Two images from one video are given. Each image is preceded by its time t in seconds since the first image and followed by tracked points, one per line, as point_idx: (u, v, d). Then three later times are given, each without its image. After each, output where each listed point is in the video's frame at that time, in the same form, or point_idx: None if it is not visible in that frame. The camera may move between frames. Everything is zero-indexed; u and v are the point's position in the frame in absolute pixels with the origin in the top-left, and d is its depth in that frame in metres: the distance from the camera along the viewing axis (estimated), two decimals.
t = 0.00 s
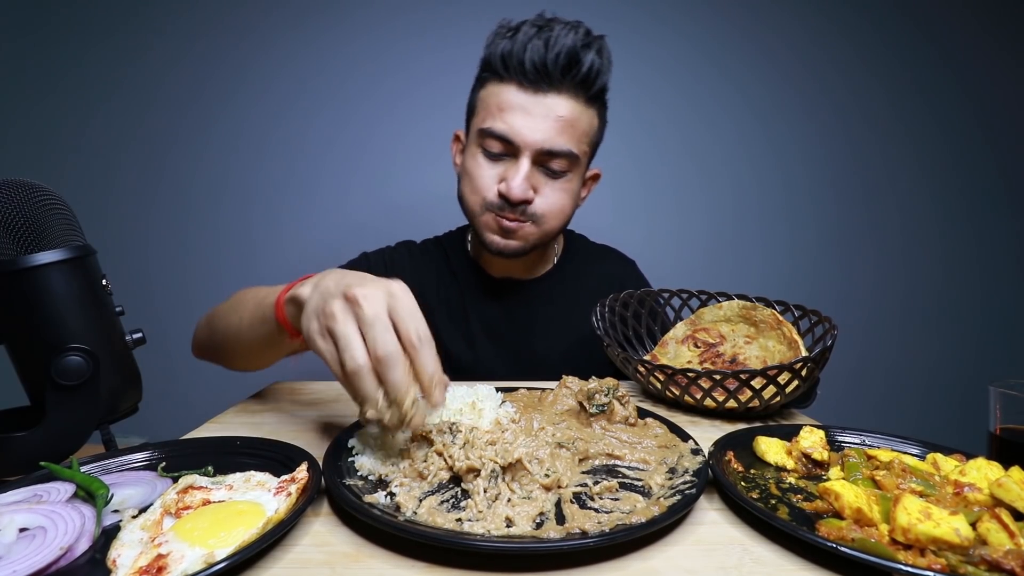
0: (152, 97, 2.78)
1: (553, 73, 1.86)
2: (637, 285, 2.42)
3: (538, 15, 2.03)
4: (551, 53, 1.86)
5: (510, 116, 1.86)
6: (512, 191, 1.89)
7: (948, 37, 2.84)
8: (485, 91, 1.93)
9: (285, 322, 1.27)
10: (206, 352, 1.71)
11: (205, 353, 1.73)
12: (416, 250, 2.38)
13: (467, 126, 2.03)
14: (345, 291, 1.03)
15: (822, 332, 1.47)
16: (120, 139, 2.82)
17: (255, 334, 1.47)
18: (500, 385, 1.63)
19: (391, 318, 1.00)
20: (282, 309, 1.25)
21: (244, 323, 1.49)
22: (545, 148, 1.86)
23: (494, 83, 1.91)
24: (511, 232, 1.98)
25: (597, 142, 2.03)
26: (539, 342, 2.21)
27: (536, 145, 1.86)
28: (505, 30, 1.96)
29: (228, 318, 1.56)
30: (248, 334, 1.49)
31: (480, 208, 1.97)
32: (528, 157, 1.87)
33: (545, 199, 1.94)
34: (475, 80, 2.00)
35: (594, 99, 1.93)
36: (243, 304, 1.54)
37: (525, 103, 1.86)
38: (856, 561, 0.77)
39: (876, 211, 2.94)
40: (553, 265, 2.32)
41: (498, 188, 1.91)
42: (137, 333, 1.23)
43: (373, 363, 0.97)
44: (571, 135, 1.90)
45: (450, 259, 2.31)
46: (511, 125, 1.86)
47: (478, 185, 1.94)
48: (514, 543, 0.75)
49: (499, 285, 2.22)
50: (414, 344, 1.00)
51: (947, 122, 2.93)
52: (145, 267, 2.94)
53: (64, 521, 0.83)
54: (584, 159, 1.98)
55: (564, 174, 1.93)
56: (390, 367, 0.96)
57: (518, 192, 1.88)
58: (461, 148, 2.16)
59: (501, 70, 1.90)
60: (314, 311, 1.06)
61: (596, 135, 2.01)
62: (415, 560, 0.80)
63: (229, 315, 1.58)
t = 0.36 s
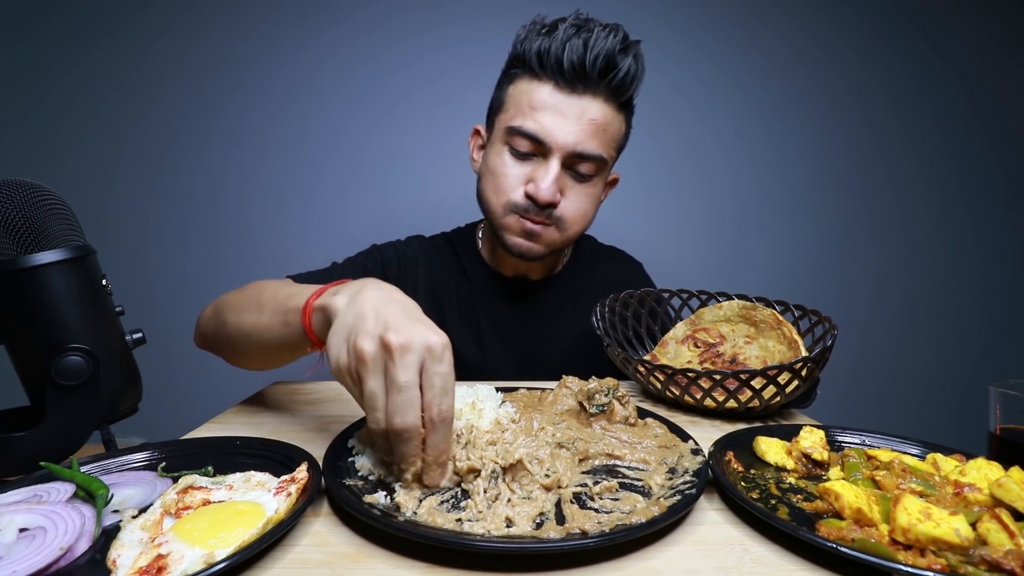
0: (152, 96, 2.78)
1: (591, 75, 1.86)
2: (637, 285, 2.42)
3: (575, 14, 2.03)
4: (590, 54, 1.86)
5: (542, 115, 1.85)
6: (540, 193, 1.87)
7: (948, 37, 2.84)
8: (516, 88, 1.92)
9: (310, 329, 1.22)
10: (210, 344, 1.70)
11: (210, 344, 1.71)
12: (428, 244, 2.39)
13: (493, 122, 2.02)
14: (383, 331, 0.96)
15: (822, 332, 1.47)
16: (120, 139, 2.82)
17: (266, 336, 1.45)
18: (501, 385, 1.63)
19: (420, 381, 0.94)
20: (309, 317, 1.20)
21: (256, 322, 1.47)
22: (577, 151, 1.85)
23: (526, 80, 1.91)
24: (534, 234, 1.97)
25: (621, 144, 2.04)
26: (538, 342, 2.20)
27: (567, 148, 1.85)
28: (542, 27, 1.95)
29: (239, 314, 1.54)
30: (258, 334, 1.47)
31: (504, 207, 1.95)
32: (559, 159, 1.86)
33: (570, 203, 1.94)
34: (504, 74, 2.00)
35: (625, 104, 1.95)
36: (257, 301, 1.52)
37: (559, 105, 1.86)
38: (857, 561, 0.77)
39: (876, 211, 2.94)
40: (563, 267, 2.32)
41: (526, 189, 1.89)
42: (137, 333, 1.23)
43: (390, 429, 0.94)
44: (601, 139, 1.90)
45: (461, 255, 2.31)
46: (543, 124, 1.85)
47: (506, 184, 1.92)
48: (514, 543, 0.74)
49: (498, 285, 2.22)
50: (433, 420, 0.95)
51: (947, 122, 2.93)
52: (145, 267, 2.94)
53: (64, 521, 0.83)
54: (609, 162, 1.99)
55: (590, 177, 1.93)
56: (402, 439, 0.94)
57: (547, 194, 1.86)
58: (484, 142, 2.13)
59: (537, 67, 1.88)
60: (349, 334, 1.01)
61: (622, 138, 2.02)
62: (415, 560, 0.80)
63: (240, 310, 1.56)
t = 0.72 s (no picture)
0: (152, 97, 2.78)
1: (602, 74, 1.86)
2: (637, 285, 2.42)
3: (583, 11, 2.02)
4: (602, 53, 1.85)
5: (553, 118, 1.85)
6: (552, 196, 1.87)
7: (949, 37, 2.84)
8: (524, 88, 1.91)
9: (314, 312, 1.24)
10: (216, 354, 1.70)
11: (216, 355, 1.71)
12: (428, 244, 2.39)
13: (500, 123, 2.00)
14: (392, 279, 0.96)
15: (822, 332, 1.47)
16: (120, 139, 2.82)
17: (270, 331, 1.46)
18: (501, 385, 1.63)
19: (446, 305, 0.94)
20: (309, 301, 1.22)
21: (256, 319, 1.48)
22: (588, 152, 1.86)
23: (536, 80, 1.89)
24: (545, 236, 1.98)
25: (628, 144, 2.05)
26: (538, 343, 2.20)
27: (578, 149, 1.85)
28: (550, 26, 1.94)
29: (239, 316, 1.54)
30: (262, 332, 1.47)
31: (515, 211, 1.95)
32: (570, 161, 1.86)
33: (581, 202, 1.95)
34: (511, 72, 1.98)
35: (632, 104, 1.96)
36: (254, 300, 1.52)
37: (570, 106, 1.85)
38: (857, 562, 0.77)
39: (876, 211, 2.95)
40: (566, 268, 2.32)
41: (538, 191, 1.89)
42: (137, 333, 1.23)
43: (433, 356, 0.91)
44: (611, 139, 1.91)
45: (462, 251, 2.32)
46: (553, 125, 1.84)
47: (517, 186, 1.91)
48: (515, 543, 0.74)
49: (499, 285, 2.22)
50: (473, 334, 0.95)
51: (947, 122, 2.93)
52: (145, 267, 2.94)
53: (64, 521, 0.83)
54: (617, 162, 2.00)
55: (599, 177, 1.94)
56: (449, 361, 0.91)
57: (560, 196, 1.87)
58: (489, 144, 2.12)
59: (546, 68, 1.88)
60: (357, 299, 0.98)
61: (628, 138, 2.03)
62: (415, 560, 0.80)
63: (239, 311, 1.56)
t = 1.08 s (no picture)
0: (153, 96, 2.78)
1: (580, 63, 1.89)
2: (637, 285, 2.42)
3: (545, 7, 2.04)
4: (576, 43, 1.89)
5: (542, 114, 1.86)
6: (558, 189, 1.87)
7: (948, 37, 2.84)
8: (506, 91, 1.91)
9: (314, 324, 1.24)
10: (215, 360, 1.70)
11: (215, 361, 1.72)
12: (426, 245, 2.39)
13: (485, 129, 2.00)
14: (386, 317, 0.99)
15: (822, 332, 1.46)
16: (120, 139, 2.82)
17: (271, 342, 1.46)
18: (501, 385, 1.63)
19: (425, 362, 0.96)
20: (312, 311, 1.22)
21: (259, 329, 1.49)
22: (583, 141, 1.86)
23: (516, 81, 1.90)
24: (557, 230, 1.97)
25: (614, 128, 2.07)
26: (538, 342, 2.21)
27: (573, 139, 1.85)
28: (518, 25, 1.94)
29: (242, 324, 1.55)
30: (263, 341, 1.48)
31: (522, 212, 1.94)
32: (567, 152, 1.87)
33: (586, 192, 1.94)
34: (488, 79, 1.98)
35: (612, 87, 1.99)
36: (258, 309, 1.53)
37: (557, 99, 1.87)
38: (857, 561, 0.77)
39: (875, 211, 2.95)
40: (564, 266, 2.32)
41: (542, 188, 1.89)
42: (138, 333, 1.23)
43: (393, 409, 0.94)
44: (601, 125, 1.92)
45: (460, 252, 2.32)
46: (545, 122, 1.86)
47: (519, 187, 1.91)
48: (514, 543, 0.74)
49: (498, 284, 2.22)
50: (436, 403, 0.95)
51: (947, 122, 2.93)
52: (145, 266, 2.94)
53: (64, 521, 0.83)
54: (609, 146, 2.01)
55: (597, 164, 1.94)
56: (405, 421, 0.93)
57: (565, 188, 1.87)
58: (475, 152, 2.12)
59: (525, 66, 1.89)
60: (349, 320, 1.02)
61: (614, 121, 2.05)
62: (415, 560, 0.80)
63: (242, 319, 1.57)
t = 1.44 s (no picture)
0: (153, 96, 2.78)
1: (543, 57, 1.89)
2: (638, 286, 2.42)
3: (514, 7, 2.07)
4: (537, 38, 1.89)
5: (509, 109, 1.87)
6: (525, 182, 1.87)
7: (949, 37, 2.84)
8: (477, 92, 1.94)
9: (318, 337, 1.21)
10: (216, 354, 1.70)
11: (216, 356, 1.71)
12: (426, 244, 2.39)
13: (465, 130, 2.03)
14: (394, 325, 0.92)
15: (822, 332, 1.46)
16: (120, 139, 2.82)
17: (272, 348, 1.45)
18: (501, 385, 1.63)
19: (443, 365, 0.90)
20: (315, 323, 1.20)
21: (261, 334, 1.48)
22: (549, 133, 1.86)
23: (484, 81, 1.92)
24: (530, 225, 1.98)
25: (593, 119, 2.04)
26: (538, 343, 2.21)
27: (540, 132, 1.86)
28: (485, 29, 1.98)
29: (244, 326, 1.54)
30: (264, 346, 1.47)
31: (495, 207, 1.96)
32: (535, 145, 1.87)
33: (558, 185, 1.92)
34: (463, 83, 2.01)
35: (583, 77, 1.96)
36: (261, 313, 1.51)
37: (522, 94, 1.87)
38: (856, 561, 0.77)
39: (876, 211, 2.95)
40: (562, 265, 2.33)
41: (511, 181, 1.90)
42: (138, 333, 1.23)
43: (423, 420, 0.89)
44: (571, 116, 1.91)
45: (459, 252, 2.32)
46: (512, 117, 1.86)
47: (491, 182, 1.92)
48: (514, 543, 0.75)
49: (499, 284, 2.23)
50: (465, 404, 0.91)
51: (947, 122, 2.93)
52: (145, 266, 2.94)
53: (64, 521, 0.83)
54: (587, 137, 1.98)
55: (571, 155, 1.92)
56: (438, 428, 0.89)
57: (532, 181, 1.87)
58: (460, 154, 2.15)
59: (490, 67, 1.91)
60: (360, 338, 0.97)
61: (592, 112, 2.01)
62: (415, 560, 0.80)
63: (244, 322, 1.56)
